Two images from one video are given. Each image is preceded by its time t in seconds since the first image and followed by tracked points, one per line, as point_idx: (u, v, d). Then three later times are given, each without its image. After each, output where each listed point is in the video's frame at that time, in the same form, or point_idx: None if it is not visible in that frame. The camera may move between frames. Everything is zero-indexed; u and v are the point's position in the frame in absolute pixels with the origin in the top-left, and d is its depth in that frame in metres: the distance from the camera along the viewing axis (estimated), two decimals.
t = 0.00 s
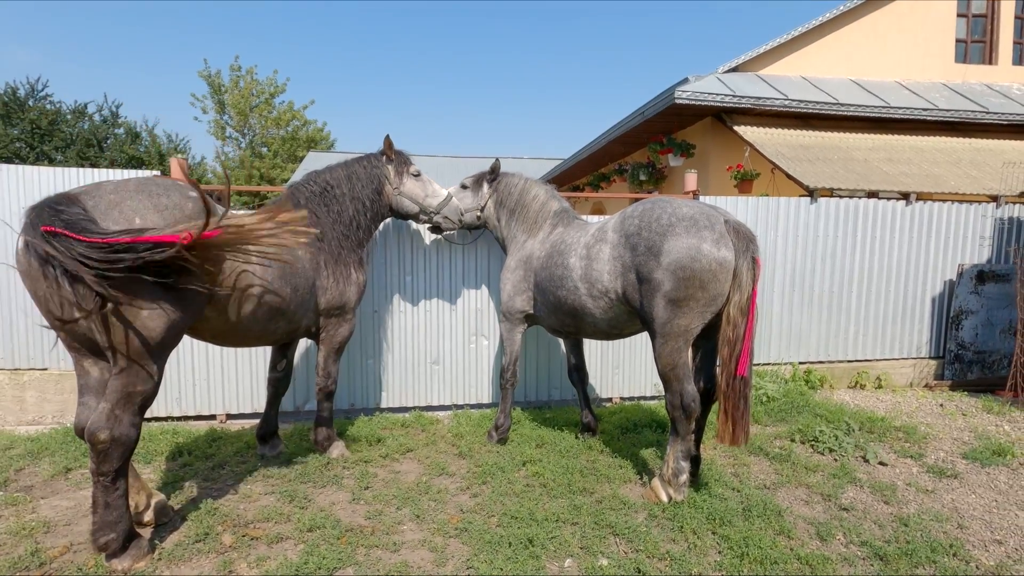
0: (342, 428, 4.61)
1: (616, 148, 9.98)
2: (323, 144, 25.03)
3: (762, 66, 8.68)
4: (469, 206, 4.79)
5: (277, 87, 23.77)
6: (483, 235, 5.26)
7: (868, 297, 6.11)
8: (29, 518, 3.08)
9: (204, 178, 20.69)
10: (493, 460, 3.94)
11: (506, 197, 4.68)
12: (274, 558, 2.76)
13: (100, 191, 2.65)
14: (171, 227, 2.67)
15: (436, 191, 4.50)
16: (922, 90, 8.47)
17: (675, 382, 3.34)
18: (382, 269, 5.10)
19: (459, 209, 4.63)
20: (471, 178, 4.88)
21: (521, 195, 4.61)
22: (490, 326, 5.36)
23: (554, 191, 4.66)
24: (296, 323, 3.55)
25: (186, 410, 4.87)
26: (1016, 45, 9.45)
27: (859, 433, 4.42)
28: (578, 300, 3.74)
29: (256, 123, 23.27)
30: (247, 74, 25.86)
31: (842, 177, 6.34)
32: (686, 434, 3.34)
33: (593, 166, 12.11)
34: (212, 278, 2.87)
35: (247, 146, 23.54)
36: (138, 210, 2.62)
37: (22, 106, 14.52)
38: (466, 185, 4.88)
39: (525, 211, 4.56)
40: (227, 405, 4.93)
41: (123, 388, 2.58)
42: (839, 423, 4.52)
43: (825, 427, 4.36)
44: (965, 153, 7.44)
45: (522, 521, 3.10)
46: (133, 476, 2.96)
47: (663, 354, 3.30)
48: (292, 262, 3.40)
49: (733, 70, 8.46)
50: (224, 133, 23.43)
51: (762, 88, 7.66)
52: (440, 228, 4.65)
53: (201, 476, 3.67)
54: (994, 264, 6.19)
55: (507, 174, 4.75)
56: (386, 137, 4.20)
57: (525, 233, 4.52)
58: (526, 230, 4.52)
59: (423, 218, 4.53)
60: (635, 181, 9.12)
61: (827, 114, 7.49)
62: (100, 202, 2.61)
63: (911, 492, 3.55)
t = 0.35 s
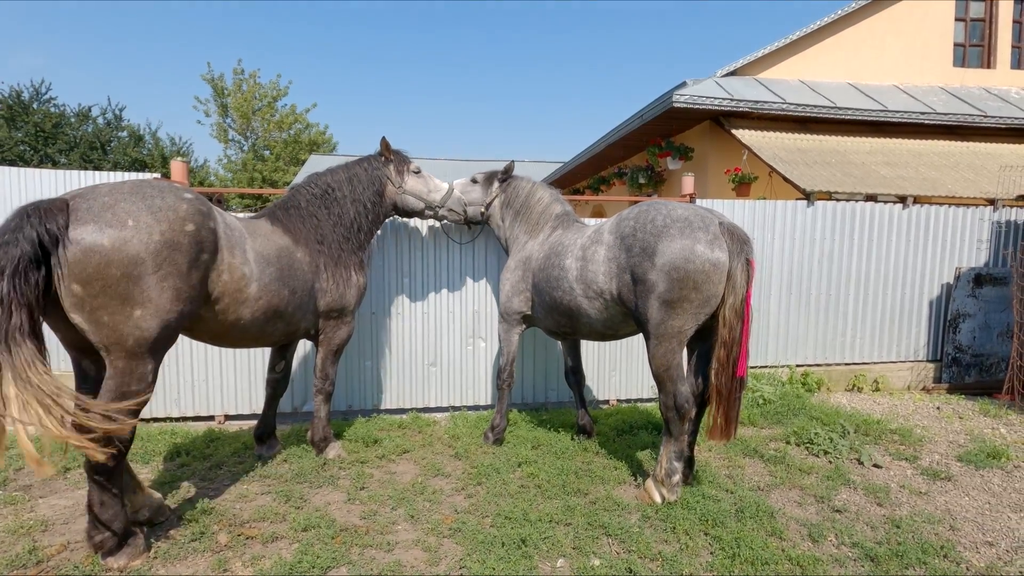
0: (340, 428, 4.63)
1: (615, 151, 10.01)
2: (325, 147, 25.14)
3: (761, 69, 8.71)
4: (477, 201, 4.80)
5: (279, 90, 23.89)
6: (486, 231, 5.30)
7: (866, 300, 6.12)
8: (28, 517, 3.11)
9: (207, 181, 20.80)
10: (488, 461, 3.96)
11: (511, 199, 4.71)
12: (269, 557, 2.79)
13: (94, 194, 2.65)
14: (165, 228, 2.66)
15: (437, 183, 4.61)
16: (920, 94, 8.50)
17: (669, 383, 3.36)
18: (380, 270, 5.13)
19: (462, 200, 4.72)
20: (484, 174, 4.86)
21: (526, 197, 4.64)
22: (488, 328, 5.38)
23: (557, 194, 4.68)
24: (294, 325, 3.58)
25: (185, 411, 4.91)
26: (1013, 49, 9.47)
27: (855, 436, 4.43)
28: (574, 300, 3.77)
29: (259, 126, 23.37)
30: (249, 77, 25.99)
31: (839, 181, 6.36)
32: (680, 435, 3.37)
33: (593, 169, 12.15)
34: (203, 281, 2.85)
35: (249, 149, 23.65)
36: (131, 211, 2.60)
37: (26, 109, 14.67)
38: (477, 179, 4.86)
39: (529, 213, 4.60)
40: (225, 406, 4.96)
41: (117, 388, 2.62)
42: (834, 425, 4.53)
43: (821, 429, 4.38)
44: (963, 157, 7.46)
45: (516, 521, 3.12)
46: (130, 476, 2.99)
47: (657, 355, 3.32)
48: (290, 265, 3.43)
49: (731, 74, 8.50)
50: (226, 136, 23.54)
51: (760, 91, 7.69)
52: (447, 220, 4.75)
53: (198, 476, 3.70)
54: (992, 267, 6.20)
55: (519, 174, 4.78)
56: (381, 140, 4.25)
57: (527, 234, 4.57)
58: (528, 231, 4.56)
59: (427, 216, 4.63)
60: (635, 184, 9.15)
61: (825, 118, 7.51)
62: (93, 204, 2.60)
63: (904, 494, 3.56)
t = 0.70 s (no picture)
0: (338, 431, 4.65)
1: (615, 154, 10.04)
2: (326, 150, 25.21)
3: (760, 73, 8.74)
4: (483, 194, 4.90)
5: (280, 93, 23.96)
6: (485, 236, 5.34)
7: (864, 302, 6.13)
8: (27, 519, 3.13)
9: (208, 183, 20.86)
10: (485, 463, 3.98)
11: (519, 201, 4.75)
12: (266, 559, 2.81)
13: (91, 199, 2.68)
14: (161, 232, 2.68)
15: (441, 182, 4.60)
16: (918, 97, 8.53)
17: (663, 386, 3.39)
18: (378, 272, 5.15)
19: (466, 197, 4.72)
20: (496, 170, 4.96)
21: (531, 200, 4.67)
22: (486, 331, 5.40)
23: (564, 198, 4.70)
24: (292, 329, 3.60)
25: (184, 413, 4.93)
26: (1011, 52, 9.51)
27: (852, 438, 4.44)
28: (569, 301, 3.78)
29: (260, 128, 23.43)
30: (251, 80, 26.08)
31: (837, 184, 6.38)
32: (675, 436, 3.42)
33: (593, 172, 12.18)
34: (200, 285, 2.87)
35: (250, 151, 23.71)
36: (127, 215, 2.62)
37: (28, 112, 14.77)
38: (487, 175, 4.96)
39: (535, 215, 4.63)
40: (224, 408, 4.98)
41: (114, 391, 2.64)
42: (831, 428, 4.54)
43: (817, 432, 4.39)
44: (960, 160, 7.49)
45: (512, 524, 3.14)
46: (128, 478, 3.02)
47: (649, 358, 3.34)
48: (289, 268, 3.45)
49: (729, 77, 8.53)
50: (228, 138, 23.62)
51: (758, 94, 7.71)
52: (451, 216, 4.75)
53: (196, 479, 3.72)
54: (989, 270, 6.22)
55: (529, 175, 4.83)
56: (388, 137, 4.25)
57: (531, 236, 4.61)
58: (532, 233, 4.61)
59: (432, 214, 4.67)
60: (634, 187, 9.17)
61: (823, 121, 7.54)
62: (91, 209, 2.62)
63: (899, 496, 3.58)
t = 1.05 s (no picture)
0: (338, 433, 4.67)
1: (614, 157, 10.07)
2: (327, 153, 25.27)
3: (759, 75, 8.76)
4: (482, 203, 4.91)
5: (282, 96, 24.03)
6: (484, 239, 5.36)
7: (863, 304, 6.14)
8: (29, 520, 3.15)
9: (209, 187, 20.92)
10: (485, 465, 4.00)
11: (519, 207, 4.77)
12: (267, 560, 2.82)
13: (90, 203, 2.71)
14: (158, 235, 2.70)
15: (442, 188, 4.64)
16: (917, 100, 8.56)
17: (656, 389, 3.40)
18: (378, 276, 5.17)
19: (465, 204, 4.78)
20: (493, 178, 4.97)
21: (534, 204, 4.69)
22: (486, 333, 5.42)
23: (567, 202, 4.72)
24: (293, 333, 3.62)
25: (185, 415, 4.95)
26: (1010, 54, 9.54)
27: (850, 440, 4.45)
28: (564, 304, 3.82)
29: (261, 132, 23.50)
30: (252, 84, 26.16)
31: (836, 186, 6.40)
32: (670, 438, 3.42)
33: (594, 175, 12.21)
34: (197, 287, 2.89)
35: (251, 155, 23.78)
36: (124, 218, 2.65)
37: (32, 116, 14.86)
38: (485, 183, 4.97)
39: (537, 219, 4.65)
40: (225, 411, 5.00)
41: (112, 393, 2.67)
42: (830, 430, 4.55)
43: (816, 434, 4.40)
44: (959, 162, 7.51)
45: (511, 525, 3.15)
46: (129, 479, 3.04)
47: (639, 364, 3.38)
48: (290, 272, 3.46)
49: (729, 80, 8.56)
50: (229, 142, 23.68)
51: (757, 97, 7.73)
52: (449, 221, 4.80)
53: (197, 481, 3.74)
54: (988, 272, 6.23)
55: (526, 182, 4.84)
56: (395, 140, 4.28)
57: (534, 240, 4.63)
58: (535, 237, 4.63)
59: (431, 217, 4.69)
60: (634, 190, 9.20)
61: (822, 124, 7.56)
62: (89, 212, 2.66)
63: (898, 498, 3.59)
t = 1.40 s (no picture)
0: (337, 435, 4.68)
1: (614, 160, 10.10)
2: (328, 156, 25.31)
3: (758, 78, 8.80)
4: (494, 200, 4.97)
5: (282, 99, 24.08)
6: (485, 241, 5.38)
7: (861, 306, 6.15)
8: (30, 522, 3.17)
9: (210, 190, 20.96)
10: (484, 467, 4.01)
11: (530, 202, 4.73)
12: (266, 561, 2.84)
13: (87, 205, 2.74)
14: (152, 237, 2.72)
15: (438, 199, 4.60)
16: (915, 102, 8.59)
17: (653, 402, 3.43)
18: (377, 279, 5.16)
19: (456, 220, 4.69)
20: (502, 173, 4.93)
21: (545, 203, 4.65)
22: (485, 336, 5.43)
23: (577, 204, 4.70)
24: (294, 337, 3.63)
25: (185, 417, 4.97)
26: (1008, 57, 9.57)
27: (849, 442, 4.46)
28: (570, 313, 3.82)
29: (262, 135, 23.56)
30: (253, 87, 26.22)
31: (834, 189, 6.42)
32: (665, 455, 3.36)
33: (594, 178, 12.24)
34: (193, 291, 2.90)
35: (252, 158, 23.82)
36: (118, 221, 2.67)
37: (33, 120, 14.93)
38: (495, 180, 4.98)
39: (547, 218, 4.62)
40: (224, 413, 5.01)
41: (109, 396, 2.69)
42: (828, 431, 4.56)
43: (814, 435, 4.41)
44: (957, 165, 7.53)
45: (509, 526, 3.17)
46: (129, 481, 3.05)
47: (639, 377, 3.39)
48: (292, 277, 3.47)
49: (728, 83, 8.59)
50: (230, 145, 23.72)
51: (756, 100, 7.76)
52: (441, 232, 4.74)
53: (197, 483, 3.75)
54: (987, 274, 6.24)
55: (537, 175, 4.78)
56: (393, 144, 4.28)
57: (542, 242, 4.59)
58: (544, 238, 4.59)
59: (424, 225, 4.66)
60: (634, 193, 9.23)
61: (821, 126, 7.58)
62: (84, 214, 2.68)
63: (896, 499, 3.60)
